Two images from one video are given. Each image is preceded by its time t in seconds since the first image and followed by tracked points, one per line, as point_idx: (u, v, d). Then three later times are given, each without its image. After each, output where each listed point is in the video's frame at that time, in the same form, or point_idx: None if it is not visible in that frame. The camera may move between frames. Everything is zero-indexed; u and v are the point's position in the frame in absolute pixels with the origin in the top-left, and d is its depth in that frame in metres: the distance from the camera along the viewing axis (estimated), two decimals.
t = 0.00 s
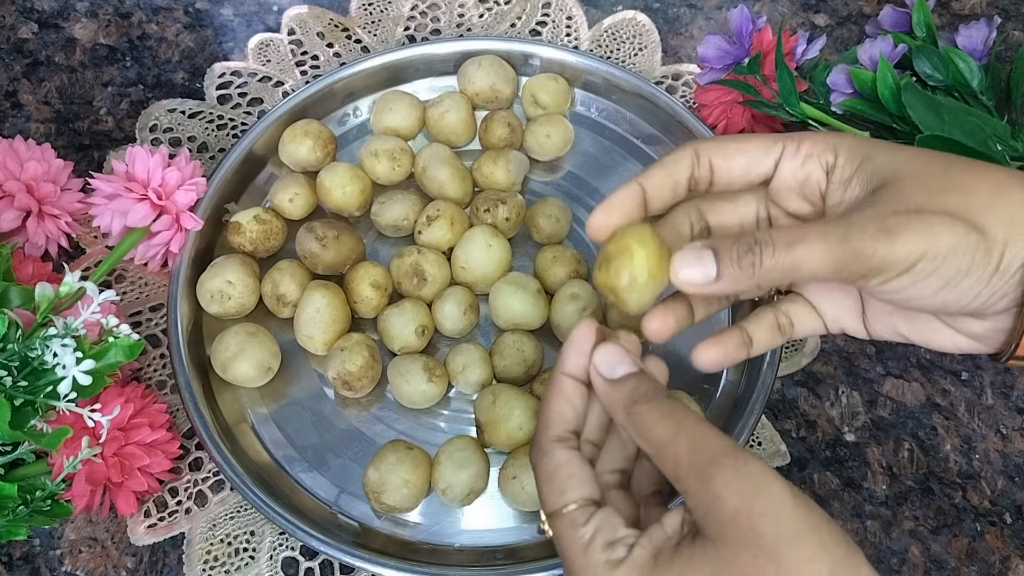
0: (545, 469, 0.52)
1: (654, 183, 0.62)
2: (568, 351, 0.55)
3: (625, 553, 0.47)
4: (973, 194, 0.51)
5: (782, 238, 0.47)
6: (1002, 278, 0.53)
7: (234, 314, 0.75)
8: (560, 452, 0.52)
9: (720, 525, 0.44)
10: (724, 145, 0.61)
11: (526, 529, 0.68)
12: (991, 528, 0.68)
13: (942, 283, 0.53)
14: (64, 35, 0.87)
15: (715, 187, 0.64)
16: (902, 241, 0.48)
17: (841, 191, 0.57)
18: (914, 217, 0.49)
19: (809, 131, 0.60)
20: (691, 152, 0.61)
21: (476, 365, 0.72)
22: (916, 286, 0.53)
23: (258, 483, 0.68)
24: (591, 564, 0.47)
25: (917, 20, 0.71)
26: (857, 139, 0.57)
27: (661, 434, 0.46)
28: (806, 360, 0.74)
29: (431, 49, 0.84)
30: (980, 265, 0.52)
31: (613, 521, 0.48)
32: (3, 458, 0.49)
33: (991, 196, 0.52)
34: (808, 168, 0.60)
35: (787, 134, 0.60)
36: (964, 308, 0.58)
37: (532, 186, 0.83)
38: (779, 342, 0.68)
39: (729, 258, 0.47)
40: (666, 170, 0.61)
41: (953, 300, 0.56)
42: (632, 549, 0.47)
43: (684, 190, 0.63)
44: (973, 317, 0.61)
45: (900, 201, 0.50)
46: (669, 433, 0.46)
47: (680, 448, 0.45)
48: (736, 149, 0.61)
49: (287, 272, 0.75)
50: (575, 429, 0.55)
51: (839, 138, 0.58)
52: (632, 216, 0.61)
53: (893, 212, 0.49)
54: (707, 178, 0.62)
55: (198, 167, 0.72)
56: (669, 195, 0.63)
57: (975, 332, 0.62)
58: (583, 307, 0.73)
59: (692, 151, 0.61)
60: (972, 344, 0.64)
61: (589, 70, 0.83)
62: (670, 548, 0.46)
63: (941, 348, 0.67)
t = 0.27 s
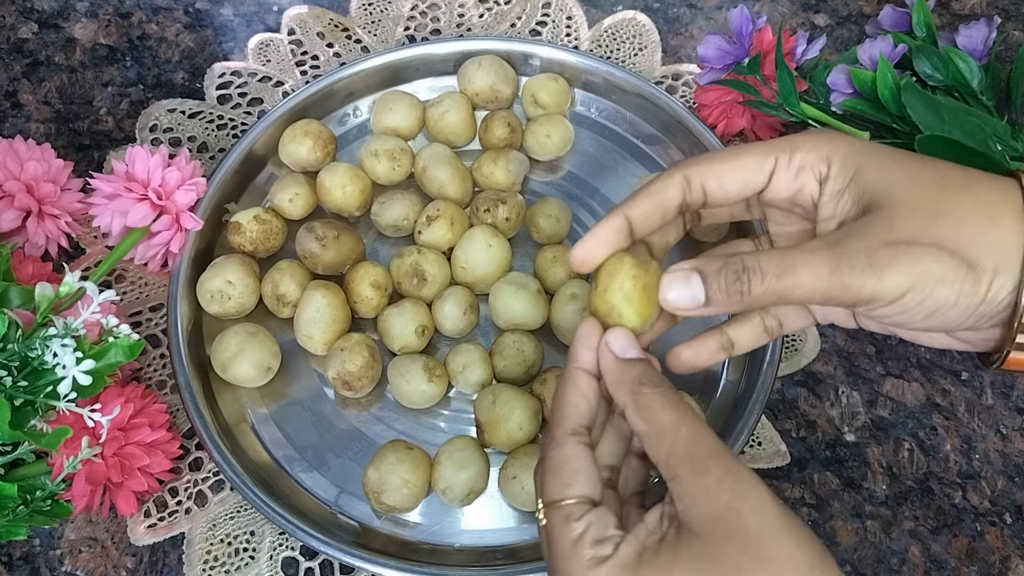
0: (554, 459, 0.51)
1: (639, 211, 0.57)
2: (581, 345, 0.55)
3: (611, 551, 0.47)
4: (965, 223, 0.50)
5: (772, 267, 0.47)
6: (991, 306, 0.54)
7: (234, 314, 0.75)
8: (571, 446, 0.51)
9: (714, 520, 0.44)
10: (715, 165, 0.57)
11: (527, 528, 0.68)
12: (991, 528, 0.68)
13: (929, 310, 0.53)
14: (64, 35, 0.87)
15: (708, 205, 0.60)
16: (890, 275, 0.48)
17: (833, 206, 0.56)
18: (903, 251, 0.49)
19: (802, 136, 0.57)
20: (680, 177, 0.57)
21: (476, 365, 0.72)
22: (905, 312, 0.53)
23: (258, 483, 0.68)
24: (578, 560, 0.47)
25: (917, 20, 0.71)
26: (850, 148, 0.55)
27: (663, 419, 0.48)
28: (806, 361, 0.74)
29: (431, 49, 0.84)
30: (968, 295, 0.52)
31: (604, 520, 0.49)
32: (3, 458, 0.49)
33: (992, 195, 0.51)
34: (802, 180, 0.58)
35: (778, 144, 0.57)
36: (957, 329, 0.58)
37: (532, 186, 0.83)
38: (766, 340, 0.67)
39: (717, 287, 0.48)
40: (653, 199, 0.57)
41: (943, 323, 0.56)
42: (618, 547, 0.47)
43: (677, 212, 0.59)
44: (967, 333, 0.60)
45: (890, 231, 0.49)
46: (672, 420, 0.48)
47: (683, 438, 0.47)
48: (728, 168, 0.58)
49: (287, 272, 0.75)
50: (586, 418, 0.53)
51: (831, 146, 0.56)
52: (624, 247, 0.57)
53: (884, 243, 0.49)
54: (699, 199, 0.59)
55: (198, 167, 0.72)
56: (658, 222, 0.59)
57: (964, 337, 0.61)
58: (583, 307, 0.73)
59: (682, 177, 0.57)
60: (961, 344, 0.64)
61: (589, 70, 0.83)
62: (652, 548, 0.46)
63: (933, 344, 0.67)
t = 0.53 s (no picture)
0: (550, 467, 0.51)
1: (625, 222, 0.59)
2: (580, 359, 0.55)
3: (606, 551, 0.47)
4: (951, 240, 0.50)
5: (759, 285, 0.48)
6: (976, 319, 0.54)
7: (234, 314, 0.75)
8: (568, 454, 0.52)
9: (709, 520, 0.45)
10: (700, 175, 0.57)
11: (527, 528, 0.68)
12: (991, 528, 0.68)
13: (913, 324, 0.54)
14: (64, 35, 0.87)
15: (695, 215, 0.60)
16: (875, 292, 0.49)
17: (819, 214, 0.56)
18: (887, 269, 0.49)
19: (788, 143, 0.56)
20: (664, 190, 0.57)
21: (476, 366, 0.72)
22: (890, 324, 0.54)
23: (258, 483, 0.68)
24: (572, 562, 0.47)
25: (917, 20, 0.71)
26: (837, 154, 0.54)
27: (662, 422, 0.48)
28: (807, 361, 0.74)
29: (431, 49, 0.84)
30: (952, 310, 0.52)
31: (598, 523, 0.49)
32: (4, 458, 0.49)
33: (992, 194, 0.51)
34: (788, 187, 0.57)
35: (762, 151, 0.57)
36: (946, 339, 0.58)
37: (532, 186, 0.83)
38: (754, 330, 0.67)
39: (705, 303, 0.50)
40: (638, 211, 0.59)
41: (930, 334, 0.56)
42: (613, 548, 0.47)
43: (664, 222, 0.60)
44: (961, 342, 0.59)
45: (875, 249, 0.49)
46: (672, 423, 0.48)
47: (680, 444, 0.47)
48: (714, 178, 0.57)
49: (287, 272, 0.75)
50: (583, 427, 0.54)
51: (818, 153, 0.55)
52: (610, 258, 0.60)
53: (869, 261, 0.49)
54: (686, 211, 0.59)
55: (198, 167, 0.72)
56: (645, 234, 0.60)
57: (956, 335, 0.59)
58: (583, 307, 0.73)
59: (668, 189, 0.57)
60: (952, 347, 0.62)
61: (589, 70, 0.83)
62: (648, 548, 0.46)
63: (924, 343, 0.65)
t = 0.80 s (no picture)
0: (550, 468, 0.51)
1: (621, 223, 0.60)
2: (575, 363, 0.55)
3: (613, 547, 0.47)
4: (944, 241, 0.50)
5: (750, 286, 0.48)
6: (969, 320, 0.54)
7: (234, 314, 0.75)
8: (564, 454, 0.52)
9: (715, 517, 0.45)
10: (692, 174, 0.58)
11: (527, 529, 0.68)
12: (991, 528, 0.68)
13: (905, 323, 0.54)
14: (64, 35, 0.87)
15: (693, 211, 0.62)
16: (867, 292, 0.49)
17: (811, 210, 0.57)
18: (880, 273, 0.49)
19: (781, 138, 0.57)
20: (659, 188, 0.59)
21: (476, 366, 0.72)
22: (882, 323, 0.54)
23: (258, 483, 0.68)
24: (573, 562, 0.47)
25: (917, 20, 0.71)
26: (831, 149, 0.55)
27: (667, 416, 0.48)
28: (806, 361, 0.74)
29: (431, 49, 0.84)
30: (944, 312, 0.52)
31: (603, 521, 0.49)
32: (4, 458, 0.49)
33: (991, 193, 0.51)
34: (780, 182, 0.58)
35: (755, 147, 0.57)
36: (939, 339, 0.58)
37: (532, 186, 0.83)
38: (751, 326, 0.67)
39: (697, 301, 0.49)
40: (634, 211, 0.60)
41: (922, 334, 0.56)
42: (620, 543, 0.47)
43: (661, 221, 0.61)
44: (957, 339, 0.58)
45: (868, 249, 0.49)
46: (675, 418, 0.48)
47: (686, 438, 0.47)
48: (706, 177, 0.58)
49: (287, 272, 0.75)
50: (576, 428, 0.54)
51: (810, 147, 0.56)
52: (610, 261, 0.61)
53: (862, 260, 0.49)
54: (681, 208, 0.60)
55: (198, 167, 0.72)
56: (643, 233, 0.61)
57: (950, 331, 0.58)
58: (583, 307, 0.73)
59: (661, 186, 0.59)
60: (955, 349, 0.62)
61: (589, 70, 0.83)
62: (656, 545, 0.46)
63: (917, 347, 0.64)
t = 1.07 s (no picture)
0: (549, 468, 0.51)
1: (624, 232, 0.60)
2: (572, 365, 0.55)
3: (616, 542, 0.46)
4: (949, 232, 0.50)
5: (755, 271, 0.48)
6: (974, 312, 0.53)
7: (234, 314, 0.75)
8: (563, 454, 0.52)
9: (716, 514, 0.45)
10: (695, 183, 0.58)
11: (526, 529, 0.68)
12: (991, 528, 0.68)
13: (910, 316, 0.53)
14: (64, 35, 0.87)
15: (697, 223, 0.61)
16: (872, 283, 0.49)
17: (815, 207, 0.57)
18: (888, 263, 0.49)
19: (783, 139, 0.57)
20: (662, 198, 0.59)
21: (476, 366, 0.72)
22: (887, 316, 0.54)
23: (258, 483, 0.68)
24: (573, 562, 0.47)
25: (917, 20, 0.71)
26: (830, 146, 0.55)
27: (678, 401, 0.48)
28: (806, 361, 0.74)
29: (431, 49, 0.84)
30: (951, 303, 0.52)
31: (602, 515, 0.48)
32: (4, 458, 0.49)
33: (994, 187, 0.51)
34: (783, 182, 0.58)
35: (756, 150, 0.57)
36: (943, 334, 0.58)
37: (532, 186, 0.83)
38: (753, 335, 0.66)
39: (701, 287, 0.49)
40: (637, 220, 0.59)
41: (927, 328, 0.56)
42: (624, 537, 0.47)
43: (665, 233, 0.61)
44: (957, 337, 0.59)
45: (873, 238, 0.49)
46: (690, 403, 0.48)
47: (698, 423, 0.48)
48: (708, 184, 0.58)
49: (287, 272, 0.75)
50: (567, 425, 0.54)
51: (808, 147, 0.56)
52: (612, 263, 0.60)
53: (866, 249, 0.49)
54: (686, 217, 0.60)
55: (198, 167, 0.72)
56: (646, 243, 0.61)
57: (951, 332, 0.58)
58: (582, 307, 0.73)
59: (665, 197, 0.58)
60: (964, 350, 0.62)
61: (590, 70, 0.83)
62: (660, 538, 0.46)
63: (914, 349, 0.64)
